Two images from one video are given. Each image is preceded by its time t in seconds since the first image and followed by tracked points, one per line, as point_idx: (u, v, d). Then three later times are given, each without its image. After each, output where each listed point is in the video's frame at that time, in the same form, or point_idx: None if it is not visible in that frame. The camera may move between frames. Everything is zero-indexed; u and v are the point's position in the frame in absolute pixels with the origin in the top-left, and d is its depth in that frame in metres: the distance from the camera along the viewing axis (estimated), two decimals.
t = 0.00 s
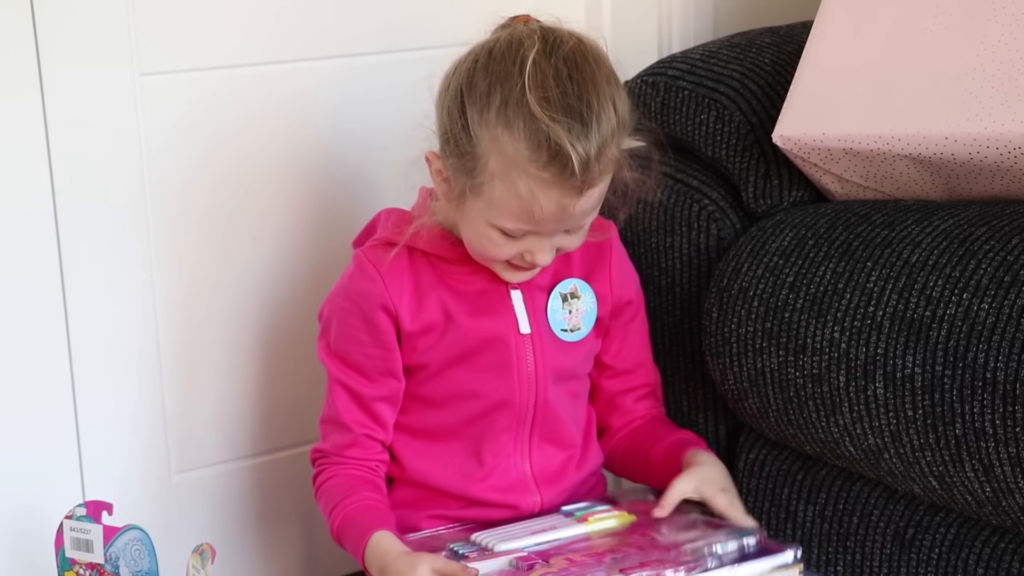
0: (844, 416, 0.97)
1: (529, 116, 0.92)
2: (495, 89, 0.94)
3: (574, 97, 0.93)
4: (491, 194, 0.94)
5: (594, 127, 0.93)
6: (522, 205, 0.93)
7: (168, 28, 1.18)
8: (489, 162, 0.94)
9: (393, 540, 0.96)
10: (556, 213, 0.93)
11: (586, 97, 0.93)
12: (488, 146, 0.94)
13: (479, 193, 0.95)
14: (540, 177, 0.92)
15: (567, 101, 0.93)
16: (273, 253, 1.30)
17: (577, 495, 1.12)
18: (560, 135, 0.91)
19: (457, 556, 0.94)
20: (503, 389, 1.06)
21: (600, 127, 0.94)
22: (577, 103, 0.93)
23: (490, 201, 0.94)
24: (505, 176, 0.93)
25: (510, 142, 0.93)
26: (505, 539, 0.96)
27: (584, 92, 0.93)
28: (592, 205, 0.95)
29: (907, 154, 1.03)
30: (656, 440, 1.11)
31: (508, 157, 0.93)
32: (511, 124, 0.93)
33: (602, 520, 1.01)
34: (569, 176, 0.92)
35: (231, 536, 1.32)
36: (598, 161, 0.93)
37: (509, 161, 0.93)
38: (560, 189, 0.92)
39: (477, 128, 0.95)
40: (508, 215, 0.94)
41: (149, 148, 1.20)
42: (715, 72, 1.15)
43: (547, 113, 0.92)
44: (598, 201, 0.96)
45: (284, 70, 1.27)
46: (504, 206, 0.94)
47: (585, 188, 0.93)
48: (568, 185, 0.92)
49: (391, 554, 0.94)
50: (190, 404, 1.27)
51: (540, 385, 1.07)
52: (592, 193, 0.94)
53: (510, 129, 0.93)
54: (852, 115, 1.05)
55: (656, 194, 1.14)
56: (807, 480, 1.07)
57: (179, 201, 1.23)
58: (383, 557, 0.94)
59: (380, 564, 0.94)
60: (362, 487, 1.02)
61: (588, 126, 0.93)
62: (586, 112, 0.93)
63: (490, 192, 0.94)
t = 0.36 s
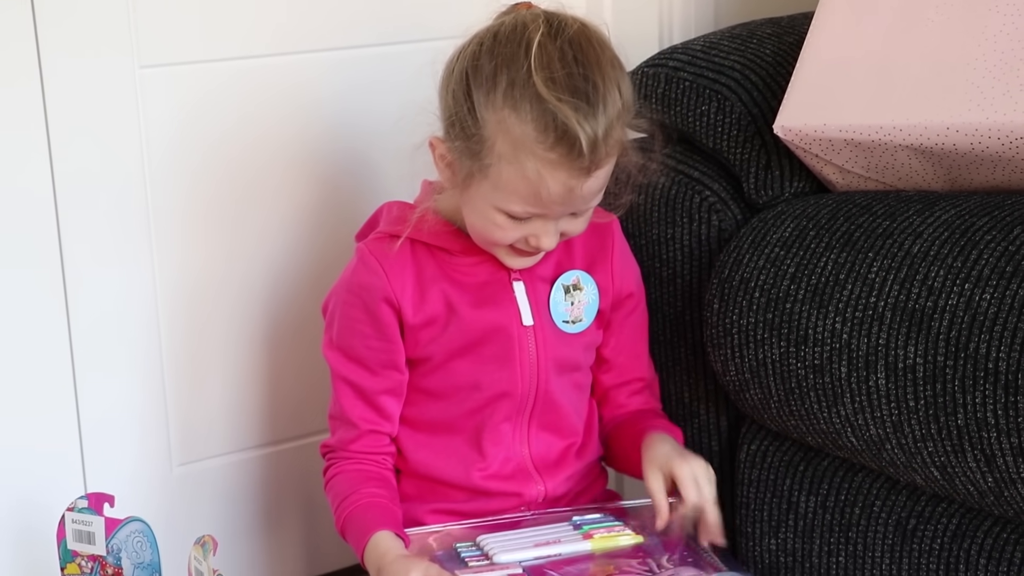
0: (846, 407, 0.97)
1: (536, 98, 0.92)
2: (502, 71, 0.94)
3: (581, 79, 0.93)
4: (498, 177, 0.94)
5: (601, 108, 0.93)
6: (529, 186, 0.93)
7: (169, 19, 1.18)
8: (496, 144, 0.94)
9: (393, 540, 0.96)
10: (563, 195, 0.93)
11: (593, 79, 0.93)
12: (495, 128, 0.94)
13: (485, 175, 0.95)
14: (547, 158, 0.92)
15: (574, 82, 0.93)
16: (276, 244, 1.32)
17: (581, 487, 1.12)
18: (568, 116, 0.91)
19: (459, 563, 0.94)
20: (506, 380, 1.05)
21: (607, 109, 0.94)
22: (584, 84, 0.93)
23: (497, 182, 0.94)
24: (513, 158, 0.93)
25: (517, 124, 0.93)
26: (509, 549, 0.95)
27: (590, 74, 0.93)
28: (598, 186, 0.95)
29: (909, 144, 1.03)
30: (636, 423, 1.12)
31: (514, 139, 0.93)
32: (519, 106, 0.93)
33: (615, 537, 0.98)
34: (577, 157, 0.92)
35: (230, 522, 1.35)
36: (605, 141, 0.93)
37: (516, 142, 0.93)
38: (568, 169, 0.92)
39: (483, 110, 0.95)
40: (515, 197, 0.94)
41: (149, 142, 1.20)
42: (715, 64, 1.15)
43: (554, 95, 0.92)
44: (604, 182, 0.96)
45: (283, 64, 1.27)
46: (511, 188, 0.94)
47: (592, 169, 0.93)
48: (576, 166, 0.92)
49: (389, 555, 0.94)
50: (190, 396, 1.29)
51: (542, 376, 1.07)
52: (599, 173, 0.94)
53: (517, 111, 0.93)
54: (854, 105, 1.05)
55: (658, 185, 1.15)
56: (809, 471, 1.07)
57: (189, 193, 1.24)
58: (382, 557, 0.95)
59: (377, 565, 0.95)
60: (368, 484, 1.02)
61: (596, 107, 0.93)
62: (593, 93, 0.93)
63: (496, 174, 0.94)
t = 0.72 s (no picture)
0: (851, 394, 0.97)
1: (549, 79, 0.92)
2: (514, 53, 0.94)
3: (592, 61, 0.93)
4: (509, 160, 0.94)
5: (614, 90, 0.94)
6: (541, 167, 0.93)
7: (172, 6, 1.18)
8: (508, 126, 0.94)
9: (399, 537, 0.96)
10: (575, 176, 0.93)
11: (605, 61, 0.94)
12: (507, 109, 0.94)
13: (497, 158, 0.95)
14: (560, 140, 0.92)
15: (586, 64, 0.93)
16: (282, 233, 1.31)
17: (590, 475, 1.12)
18: (581, 97, 0.92)
19: (465, 569, 0.92)
20: (516, 367, 1.05)
21: (619, 92, 0.94)
22: (597, 66, 0.93)
23: (509, 165, 0.94)
24: (526, 140, 0.93)
25: (529, 105, 0.93)
26: (518, 562, 0.91)
27: (602, 56, 0.94)
28: (610, 168, 0.95)
29: (915, 130, 1.02)
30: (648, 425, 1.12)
31: (527, 120, 0.93)
32: (531, 87, 0.93)
33: (628, 561, 0.93)
34: (590, 138, 0.92)
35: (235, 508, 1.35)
36: (618, 124, 0.94)
37: (529, 124, 0.93)
38: (581, 150, 0.92)
39: (495, 92, 0.95)
40: (528, 179, 0.94)
41: (153, 130, 1.20)
42: (721, 50, 1.15)
43: (566, 76, 0.92)
44: (615, 166, 0.96)
45: (286, 52, 1.27)
46: (523, 170, 0.94)
47: (604, 151, 0.93)
48: (588, 147, 0.92)
49: (396, 553, 0.95)
50: (194, 384, 1.29)
51: (552, 363, 1.06)
52: (612, 155, 0.94)
53: (529, 93, 0.93)
54: (860, 92, 1.05)
55: (664, 171, 1.14)
56: (814, 458, 1.07)
57: (196, 180, 1.24)
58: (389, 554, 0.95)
59: (384, 561, 0.95)
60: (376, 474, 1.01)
61: (608, 89, 0.93)
62: (606, 75, 0.93)
63: (509, 157, 0.94)
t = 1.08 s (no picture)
0: (857, 395, 0.97)
1: (549, 59, 0.93)
2: (514, 38, 0.95)
3: (592, 41, 0.94)
4: (514, 145, 0.94)
5: (616, 69, 0.94)
6: (546, 151, 0.93)
7: (176, 6, 1.18)
8: (511, 110, 0.94)
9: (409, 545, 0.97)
10: (580, 158, 0.93)
11: (605, 40, 0.94)
12: (508, 93, 0.94)
13: (501, 146, 0.95)
14: (563, 120, 0.92)
15: (585, 44, 0.94)
16: (288, 234, 1.32)
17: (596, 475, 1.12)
18: (582, 74, 0.92)
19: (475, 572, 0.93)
20: (524, 369, 1.05)
21: (621, 71, 0.94)
22: (596, 45, 0.94)
23: (513, 151, 0.94)
24: (529, 122, 0.93)
25: (531, 87, 0.93)
26: (528, 566, 0.91)
27: (602, 36, 0.94)
28: (616, 152, 0.95)
29: (920, 130, 1.02)
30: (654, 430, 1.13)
31: (529, 101, 0.93)
32: (532, 69, 0.93)
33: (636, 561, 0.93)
34: (593, 116, 0.92)
35: (241, 508, 1.35)
36: (621, 103, 0.94)
37: (531, 106, 0.93)
38: (585, 130, 0.92)
39: (496, 78, 0.95)
40: (533, 164, 0.93)
41: (158, 129, 1.20)
42: (726, 50, 1.15)
43: (566, 55, 0.93)
44: (623, 149, 0.96)
45: (290, 52, 1.27)
46: (527, 154, 0.93)
47: (609, 130, 0.93)
48: (592, 126, 0.92)
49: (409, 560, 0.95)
50: (199, 385, 1.29)
51: (560, 364, 1.06)
52: (617, 136, 0.94)
53: (530, 75, 0.93)
54: (865, 91, 1.05)
55: (669, 171, 1.15)
56: (820, 458, 1.06)
57: (201, 179, 1.24)
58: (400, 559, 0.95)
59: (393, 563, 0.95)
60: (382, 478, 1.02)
61: (610, 67, 0.94)
62: (606, 53, 0.94)
63: (513, 142, 0.94)
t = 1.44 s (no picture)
0: (860, 395, 0.96)
1: (552, 66, 0.92)
2: (518, 42, 0.94)
3: (597, 48, 0.93)
4: (515, 151, 0.94)
5: (619, 77, 0.93)
6: (546, 158, 0.93)
7: (179, 3, 1.18)
8: (513, 116, 0.94)
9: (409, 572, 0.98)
10: (580, 166, 0.93)
11: (609, 48, 0.93)
12: (511, 99, 0.94)
13: (503, 151, 0.95)
14: (564, 128, 0.92)
15: (588, 51, 0.93)
16: (291, 231, 1.32)
17: (597, 475, 1.12)
18: (584, 84, 0.91)
19: None
20: (532, 370, 1.05)
21: (624, 79, 0.94)
22: (599, 52, 0.93)
23: (514, 156, 0.94)
24: (530, 129, 0.93)
25: (533, 94, 0.93)
26: None
27: (607, 43, 0.94)
28: (618, 160, 0.94)
29: (924, 130, 1.02)
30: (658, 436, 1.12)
31: (531, 108, 0.93)
32: (535, 76, 0.93)
33: None
34: (594, 126, 0.92)
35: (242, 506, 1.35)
36: (623, 112, 0.93)
37: (533, 113, 0.93)
38: (585, 140, 0.92)
39: (500, 83, 0.95)
40: (534, 170, 0.93)
41: (161, 126, 1.20)
42: (730, 49, 1.15)
43: (570, 63, 0.92)
44: (625, 156, 0.96)
45: (293, 50, 1.27)
46: (528, 161, 0.93)
47: (610, 138, 0.93)
48: (593, 135, 0.92)
49: None
50: (201, 383, 1.29)
51: (567, 364, 1.06)
52: (618, 145, 0.94)
53: (532, 82, 0.93)
54: (869, 91, 1.05)
55: (672, 172, 1.14)
56: (823, 459, 1.06)
57: (203, 176, 1.24)
58: None
59: None
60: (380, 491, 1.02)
61: (613, 76, 0.93)
62: (609, 60, 0.93)
63: (514, 148, 0.94)
